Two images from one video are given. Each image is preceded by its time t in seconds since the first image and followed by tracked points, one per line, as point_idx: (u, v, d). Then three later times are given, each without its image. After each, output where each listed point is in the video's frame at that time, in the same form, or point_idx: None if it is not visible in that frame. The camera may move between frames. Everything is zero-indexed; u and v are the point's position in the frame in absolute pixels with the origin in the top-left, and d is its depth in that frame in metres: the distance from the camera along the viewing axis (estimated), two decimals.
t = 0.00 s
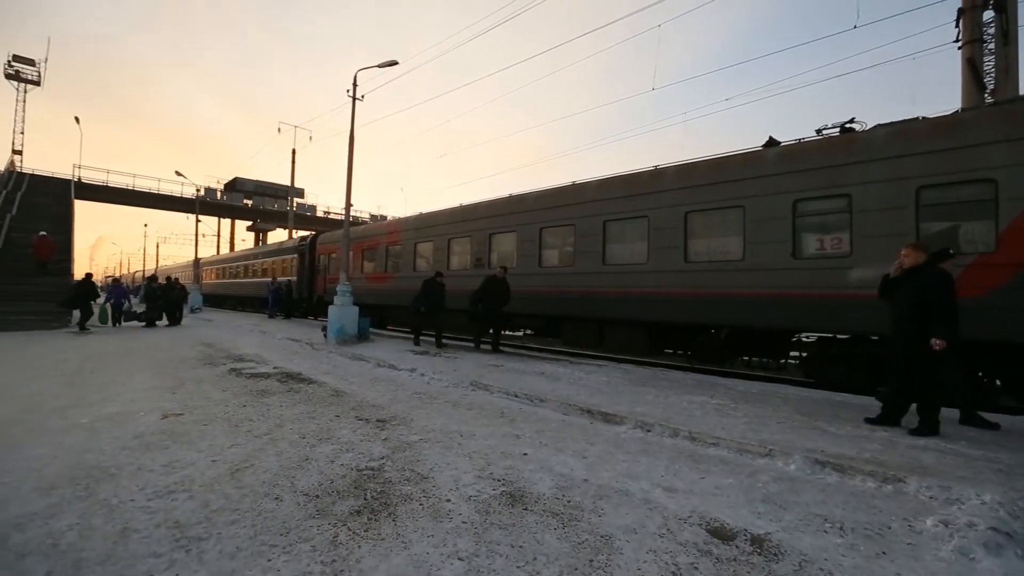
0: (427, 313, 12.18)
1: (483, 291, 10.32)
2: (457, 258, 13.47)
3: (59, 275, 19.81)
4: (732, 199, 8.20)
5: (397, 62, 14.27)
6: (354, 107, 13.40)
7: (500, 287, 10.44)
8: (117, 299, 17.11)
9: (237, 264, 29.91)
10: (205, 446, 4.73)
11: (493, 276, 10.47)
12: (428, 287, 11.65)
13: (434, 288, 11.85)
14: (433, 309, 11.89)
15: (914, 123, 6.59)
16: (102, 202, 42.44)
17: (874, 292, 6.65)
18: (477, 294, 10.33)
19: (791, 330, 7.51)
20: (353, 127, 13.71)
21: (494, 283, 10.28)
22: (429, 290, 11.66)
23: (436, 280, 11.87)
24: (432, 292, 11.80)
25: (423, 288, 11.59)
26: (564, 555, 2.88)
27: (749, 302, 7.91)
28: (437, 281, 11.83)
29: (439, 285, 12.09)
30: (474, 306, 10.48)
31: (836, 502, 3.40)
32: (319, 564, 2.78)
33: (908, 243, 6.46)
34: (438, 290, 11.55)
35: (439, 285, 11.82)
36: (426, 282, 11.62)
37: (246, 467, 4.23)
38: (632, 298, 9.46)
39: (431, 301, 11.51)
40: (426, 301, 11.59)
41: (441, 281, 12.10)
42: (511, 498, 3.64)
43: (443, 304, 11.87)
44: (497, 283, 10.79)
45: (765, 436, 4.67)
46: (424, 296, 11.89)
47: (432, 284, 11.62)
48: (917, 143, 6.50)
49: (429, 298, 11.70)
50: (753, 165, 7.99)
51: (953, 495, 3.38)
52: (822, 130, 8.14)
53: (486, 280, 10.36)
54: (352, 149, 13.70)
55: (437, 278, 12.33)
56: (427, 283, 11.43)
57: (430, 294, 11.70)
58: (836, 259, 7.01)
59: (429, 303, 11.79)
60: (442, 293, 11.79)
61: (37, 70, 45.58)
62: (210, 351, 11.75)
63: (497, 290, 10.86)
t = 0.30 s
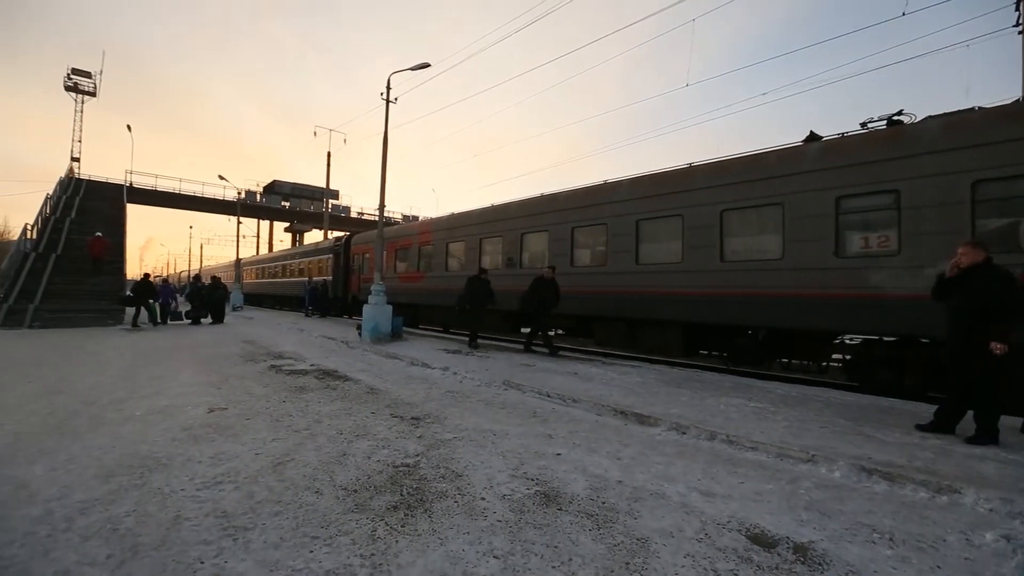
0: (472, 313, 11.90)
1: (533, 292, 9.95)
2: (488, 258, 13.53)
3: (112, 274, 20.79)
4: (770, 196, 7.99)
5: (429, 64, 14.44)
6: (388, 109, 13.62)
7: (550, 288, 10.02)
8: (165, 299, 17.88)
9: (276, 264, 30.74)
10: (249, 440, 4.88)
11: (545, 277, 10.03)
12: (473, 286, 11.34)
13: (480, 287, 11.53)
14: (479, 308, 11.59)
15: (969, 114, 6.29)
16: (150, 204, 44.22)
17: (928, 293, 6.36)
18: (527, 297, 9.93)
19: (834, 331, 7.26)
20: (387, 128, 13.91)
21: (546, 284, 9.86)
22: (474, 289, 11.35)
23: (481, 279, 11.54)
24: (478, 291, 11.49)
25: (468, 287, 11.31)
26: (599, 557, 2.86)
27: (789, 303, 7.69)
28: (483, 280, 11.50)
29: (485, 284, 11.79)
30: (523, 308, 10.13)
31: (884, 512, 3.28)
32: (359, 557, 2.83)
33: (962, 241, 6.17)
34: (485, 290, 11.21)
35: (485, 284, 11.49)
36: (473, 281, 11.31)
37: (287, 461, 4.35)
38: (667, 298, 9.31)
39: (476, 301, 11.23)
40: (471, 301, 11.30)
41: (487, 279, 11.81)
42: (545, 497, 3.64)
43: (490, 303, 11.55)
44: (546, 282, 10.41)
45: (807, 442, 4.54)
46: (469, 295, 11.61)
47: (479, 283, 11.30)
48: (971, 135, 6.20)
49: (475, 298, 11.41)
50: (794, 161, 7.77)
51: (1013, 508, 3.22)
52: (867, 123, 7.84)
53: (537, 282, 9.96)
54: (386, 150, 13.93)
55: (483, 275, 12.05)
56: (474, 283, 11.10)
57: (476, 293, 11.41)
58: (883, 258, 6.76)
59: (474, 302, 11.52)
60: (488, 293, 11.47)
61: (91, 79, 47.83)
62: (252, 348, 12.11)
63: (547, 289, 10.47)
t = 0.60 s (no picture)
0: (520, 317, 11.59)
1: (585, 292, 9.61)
2: (522, 260, 13.53)
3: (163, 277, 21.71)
4: (814, 195, 7.74)
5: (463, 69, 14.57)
6: (423, 114, 13.81)
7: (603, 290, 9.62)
8: (214, 301, 18.60)
9: (314, 267, 31.51)
10: (292, 437, 5.02)
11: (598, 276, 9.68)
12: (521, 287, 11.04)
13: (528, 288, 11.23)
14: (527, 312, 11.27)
15: None
16: (196, 210, 45.99)
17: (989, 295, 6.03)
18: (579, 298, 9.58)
19: (883, 335, 6.97)
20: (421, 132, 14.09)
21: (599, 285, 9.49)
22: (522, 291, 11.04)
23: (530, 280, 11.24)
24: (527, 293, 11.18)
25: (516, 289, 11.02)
26: (639, 563, 2.82)
27: (835, 305, 7.43)
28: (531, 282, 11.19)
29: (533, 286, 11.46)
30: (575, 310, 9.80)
31: (941, 526, 3.13)
32: (400, 555, 2.87)
33: None
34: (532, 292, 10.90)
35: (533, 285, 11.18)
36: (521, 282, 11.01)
37: (329, 459, 4.45)
38: (704, 301, 9.12)
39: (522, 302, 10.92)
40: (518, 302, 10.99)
41: (535, 281, 11.46)
42: (582, 501, 3.61)
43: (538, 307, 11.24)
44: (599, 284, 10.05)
45: (856, 450, 4.37)
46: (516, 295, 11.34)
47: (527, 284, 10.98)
48: None
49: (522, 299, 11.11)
50: (839, 158, 7.51)
51: None
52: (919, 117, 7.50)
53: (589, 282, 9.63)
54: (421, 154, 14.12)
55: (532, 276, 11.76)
56: (523, 284, 10.79)
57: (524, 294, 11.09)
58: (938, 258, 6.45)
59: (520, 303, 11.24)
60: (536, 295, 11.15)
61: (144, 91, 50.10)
62: (292, 349, 12.45)
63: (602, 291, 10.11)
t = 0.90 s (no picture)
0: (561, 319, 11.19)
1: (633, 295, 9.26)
2: (547, 262, 13.50)
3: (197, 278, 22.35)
4: (849, 193, 7.53)
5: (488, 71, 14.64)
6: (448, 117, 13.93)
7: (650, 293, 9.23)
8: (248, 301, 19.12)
9: (342, 269, 32.02)
10: (323, 436, 5.11)
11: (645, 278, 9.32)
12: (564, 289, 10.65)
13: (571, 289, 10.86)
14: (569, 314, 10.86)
15: None
16: (229, 213, 47.21)
17: None
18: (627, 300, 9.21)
19: (925, 338, 6.73)
20: (446, 135, 14.20)
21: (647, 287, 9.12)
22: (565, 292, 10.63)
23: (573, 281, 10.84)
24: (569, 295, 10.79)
25: (558, 291, 10.63)
26: (669, 567, 2.78)
27: (872, 307, 7.21)
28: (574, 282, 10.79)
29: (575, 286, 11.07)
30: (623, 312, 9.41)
31: (988, 539, 3.01)
32: (430, 554, 2.89)
33: None
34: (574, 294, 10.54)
35: (576, 286, 10.80)
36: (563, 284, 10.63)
37: (359, 457, 4.51)
38: (734, 302, 8.96)
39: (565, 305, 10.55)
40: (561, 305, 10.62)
41: (578, 282, 11.06)
42: (611, 504, 3.58)
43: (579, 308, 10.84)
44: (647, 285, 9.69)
45: (895, 458, 4.23)
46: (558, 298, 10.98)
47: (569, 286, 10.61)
48: None
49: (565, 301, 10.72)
50: (876, 155, 7.29)
51: None
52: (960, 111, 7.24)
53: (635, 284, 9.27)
54: (447, 157, 14.23)
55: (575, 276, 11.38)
56: (564, 286, 10.45)
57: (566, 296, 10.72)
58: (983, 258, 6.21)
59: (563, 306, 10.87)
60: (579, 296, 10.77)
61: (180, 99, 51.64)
62: (322, 349, 12.66)
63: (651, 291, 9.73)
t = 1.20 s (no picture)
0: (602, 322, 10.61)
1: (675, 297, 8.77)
2: (565, 263, 13.47)
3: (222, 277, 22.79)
4: (877, 195, 7.37)
5: (507, 73, 14.66)
6: (468, 118, 13.98)
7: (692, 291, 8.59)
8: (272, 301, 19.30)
9: (361, 268, 32.31)
10: (343, 433, 5.17)
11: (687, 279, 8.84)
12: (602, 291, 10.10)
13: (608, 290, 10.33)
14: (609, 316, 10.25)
15: None
16: (252, 213, 47.99)
17: None
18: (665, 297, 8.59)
19: (955, 344, 6.56)
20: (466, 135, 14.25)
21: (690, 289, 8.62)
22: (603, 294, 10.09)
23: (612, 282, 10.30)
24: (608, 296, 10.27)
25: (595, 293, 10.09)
26: (689, 572, 2.76)
27: (900, 312, 7.05)
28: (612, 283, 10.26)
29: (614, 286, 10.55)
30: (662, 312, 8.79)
31: (1021, 552, 2.92)
32: (449, 552, 2.91)
33: None
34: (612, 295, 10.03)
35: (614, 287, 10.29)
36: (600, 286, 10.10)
37: (378, 455, 4.56)
38: (756, 305, 8.82)
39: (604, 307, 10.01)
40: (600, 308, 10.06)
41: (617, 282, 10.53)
42: (630, 507, 3.56)
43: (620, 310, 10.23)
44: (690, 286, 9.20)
45: (923, 466, 4.13)
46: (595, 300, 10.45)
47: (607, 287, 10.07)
48: None
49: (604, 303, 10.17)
50: (906, 156, 7.13)
51: None
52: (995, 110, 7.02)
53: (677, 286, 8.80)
54: (466, 157, 14.28)
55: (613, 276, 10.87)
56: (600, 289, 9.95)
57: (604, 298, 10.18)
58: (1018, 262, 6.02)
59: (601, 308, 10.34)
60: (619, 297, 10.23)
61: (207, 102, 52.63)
62: (341, 347, 12.80)
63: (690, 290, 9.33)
